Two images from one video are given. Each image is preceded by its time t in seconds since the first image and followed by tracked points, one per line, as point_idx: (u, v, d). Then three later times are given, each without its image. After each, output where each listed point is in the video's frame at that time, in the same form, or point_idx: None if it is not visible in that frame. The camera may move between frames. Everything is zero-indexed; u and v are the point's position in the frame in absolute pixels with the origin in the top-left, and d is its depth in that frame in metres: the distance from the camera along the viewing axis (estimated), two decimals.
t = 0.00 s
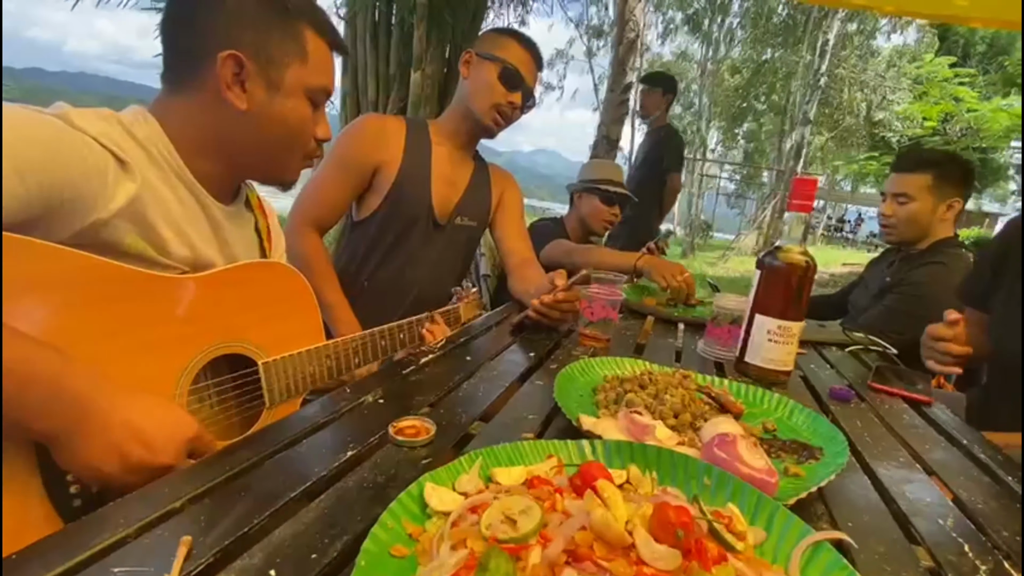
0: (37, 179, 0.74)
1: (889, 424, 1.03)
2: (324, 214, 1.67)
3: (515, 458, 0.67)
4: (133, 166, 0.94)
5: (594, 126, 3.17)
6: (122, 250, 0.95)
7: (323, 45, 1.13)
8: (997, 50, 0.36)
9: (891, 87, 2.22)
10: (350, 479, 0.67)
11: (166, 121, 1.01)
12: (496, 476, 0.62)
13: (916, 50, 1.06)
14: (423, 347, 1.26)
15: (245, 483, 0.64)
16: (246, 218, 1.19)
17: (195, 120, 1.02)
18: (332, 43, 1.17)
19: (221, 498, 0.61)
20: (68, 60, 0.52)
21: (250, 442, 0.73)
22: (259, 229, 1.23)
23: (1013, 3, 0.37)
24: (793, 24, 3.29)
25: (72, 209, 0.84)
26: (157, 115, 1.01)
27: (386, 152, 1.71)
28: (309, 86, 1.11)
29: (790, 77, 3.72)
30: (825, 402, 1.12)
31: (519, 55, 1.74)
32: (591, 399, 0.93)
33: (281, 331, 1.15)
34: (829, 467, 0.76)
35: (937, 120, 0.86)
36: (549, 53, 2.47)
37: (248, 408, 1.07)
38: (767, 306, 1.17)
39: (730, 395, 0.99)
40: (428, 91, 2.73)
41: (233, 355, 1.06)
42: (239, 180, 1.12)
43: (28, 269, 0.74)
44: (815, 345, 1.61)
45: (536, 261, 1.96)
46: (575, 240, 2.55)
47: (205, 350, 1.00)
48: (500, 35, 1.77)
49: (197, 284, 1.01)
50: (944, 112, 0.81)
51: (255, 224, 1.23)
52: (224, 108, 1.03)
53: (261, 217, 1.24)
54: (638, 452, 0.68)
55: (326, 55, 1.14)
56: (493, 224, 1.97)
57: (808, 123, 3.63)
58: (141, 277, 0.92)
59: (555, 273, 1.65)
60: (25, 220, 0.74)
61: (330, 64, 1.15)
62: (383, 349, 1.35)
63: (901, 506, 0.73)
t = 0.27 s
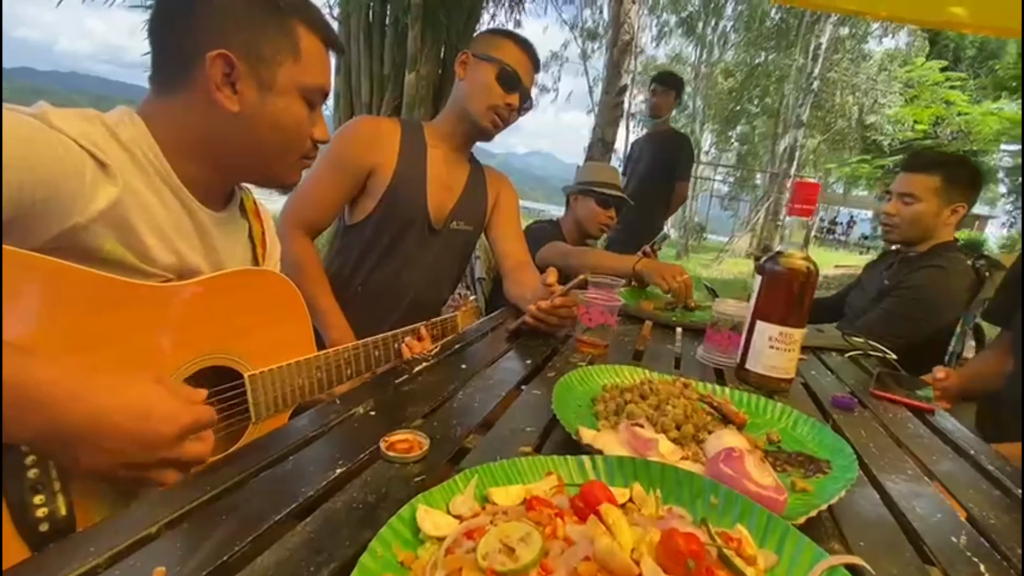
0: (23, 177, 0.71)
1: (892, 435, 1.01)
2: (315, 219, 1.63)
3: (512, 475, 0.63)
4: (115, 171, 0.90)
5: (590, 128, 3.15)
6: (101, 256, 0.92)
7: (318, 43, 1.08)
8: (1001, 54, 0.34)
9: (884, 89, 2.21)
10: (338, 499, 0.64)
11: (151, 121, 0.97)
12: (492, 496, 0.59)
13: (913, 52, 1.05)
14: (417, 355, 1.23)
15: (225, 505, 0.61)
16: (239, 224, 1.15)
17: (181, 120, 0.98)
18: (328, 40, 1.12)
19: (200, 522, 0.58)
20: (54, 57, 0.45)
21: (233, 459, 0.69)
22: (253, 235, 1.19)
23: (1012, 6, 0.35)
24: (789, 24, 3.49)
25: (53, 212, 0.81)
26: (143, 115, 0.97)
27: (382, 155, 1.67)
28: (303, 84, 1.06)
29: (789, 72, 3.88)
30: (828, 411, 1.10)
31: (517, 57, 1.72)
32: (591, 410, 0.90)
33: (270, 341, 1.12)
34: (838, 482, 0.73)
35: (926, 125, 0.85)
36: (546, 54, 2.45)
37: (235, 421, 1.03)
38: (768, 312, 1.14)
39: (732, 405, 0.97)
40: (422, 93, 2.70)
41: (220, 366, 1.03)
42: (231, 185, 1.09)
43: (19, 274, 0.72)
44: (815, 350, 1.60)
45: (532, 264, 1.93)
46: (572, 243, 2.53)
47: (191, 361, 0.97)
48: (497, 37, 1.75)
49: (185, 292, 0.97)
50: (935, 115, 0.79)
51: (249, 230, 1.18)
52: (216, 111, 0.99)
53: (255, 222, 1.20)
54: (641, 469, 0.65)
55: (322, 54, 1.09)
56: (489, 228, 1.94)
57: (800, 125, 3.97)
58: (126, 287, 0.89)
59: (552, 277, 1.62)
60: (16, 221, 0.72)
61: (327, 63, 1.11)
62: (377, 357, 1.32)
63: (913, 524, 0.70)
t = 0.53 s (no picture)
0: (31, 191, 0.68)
1: (891, 443, 0.99)
2: (308, 222, 1.60)
3: (506, 491, 0.61)
4: (106, 178, 0.87)
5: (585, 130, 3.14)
6: (88, 263, 0.89)
7: (300, 35, 1.02)
8: None
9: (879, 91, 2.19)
10: (324, 517, 0.62)
11: (139, 124, 0.94)
12: (484, 514, 0.57)
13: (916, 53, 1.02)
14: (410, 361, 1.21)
15: (208, 524, 0.59)
16: (231, 232, 1.13)
17: (167, 121, 0.94)
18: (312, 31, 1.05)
19: (181, 543, 0.56)
20: (50, 57, 0.39)
21: (219, 474, 0.67)
22: (244, 242, 1.17)
23: None
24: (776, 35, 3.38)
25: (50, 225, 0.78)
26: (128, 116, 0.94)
27: (376, 159, 1.65)
28: (291, 76, 1.02)
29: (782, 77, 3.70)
30: (825, 418, 1.09)
31: (513, 60, 1.70)
32: (586, 419, 0.89)
33: (263, 347, 1.09)
34: (840, 495, 0.72)
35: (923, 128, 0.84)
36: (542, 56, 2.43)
37: (227, 430, 1.01)
38: (765, 317, 1.13)
39: (730, 413, 0.95)
40: (418, 94, 2.68)
41: (213, 374, 1.00)
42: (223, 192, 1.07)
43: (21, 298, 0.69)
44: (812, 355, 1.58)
45: (527, 267, 1.91)
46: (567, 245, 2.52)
47: (183, 369, 0.95)
48: (494, 39, 1.73)
49: (175, 300, 0.95)
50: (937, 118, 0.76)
51: (240, 237, 1.17)
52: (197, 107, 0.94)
53: (248, 229, 1.19)
54: (638, 485, 0.63)
55: (309, 48, 1.04)
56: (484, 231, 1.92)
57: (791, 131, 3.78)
58: (114, 297, 0.87)
59: (546, 282, 1.61)
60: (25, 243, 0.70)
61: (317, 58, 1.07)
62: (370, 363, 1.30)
63: (919, 541, 0.68)
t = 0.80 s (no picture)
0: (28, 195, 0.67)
1: (886, 450, 0.99)
2: (303, 224, 1.59)
3: (499, 502, 0.61)
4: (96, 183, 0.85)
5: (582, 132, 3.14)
6: (76, 271, 0.87)
7: (286, 28, 0.99)
8: (1015, 74, 0.32)
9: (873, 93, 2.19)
10: (314, 529, 0.61)
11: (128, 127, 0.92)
12: (478, 525, 0.56)
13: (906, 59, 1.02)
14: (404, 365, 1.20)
15: (195, 537, 0.57)
16: (223, 235, 1.12)
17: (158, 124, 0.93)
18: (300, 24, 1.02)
19: (168, 558, 0.54)
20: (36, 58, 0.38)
21: (207, 484, 0.66)
22: (237, 246, 1.16)
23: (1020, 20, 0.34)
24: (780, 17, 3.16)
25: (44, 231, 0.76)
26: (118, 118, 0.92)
27: (370, 162, 1.64)
28: (277, 70, 1.00)
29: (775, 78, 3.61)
30: (821, 424, 1.09)
31: (511, 63, 1.69)
32: (582, 427, 0.88)
33: (256, 353, 1.09)
34: (835, 504, 0.71)
35: (913, 132, 0.84)
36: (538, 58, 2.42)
37: (218, 437, 1.00)
38: (761, 323, 1.13)
39: (725, 420, 0.95)
40: (413, 96, 2.67)
41: (204, 381, 0.99)
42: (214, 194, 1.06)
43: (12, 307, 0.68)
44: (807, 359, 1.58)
45: (523, 270, 1.90)
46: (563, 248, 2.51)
47: (173, 376, 0.94)
48: (491, 43, 1.72)
49: (165, 306, 0.94)
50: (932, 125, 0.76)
51: (232, 240, 1.16)
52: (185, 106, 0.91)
53: (240, 232, 1.18)
54: (633, 495, 0.62)
55: (294, 41, 1.01)
56: (479, 234, 1.91)
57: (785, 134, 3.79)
58: (103, 304, 0.86)
59: (542, 285, 1.57)
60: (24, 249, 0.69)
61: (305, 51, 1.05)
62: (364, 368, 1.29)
63: (914, 551, 0.68)
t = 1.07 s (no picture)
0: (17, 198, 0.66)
1: (881, 454, 0.99)
2: (298, 226, 1.58)
3: (494, 508, 0.60)
4: (79, 183, 0.84)
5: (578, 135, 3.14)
6: (63, 273, 0.86)
7: (265, 13, 0.97)
8: (1011, 76, 0.32)
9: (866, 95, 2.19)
10: (308, 536, 0.60)
11: (115, 128, 0.91)
12: (472, 533, 0.56)
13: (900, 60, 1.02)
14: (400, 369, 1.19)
15: (185, 546, 0.57)
16: (214, 235, 1.12)
17: (148, 125, 0.92)
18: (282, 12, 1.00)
19: (157, 567, 0.54)
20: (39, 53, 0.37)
21: (198, 490, 0.65)
22: (229, 246, 1.16)
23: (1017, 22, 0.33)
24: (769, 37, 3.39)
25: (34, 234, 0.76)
26: (106, 118, 0.91)
27: (367, 165, 1.63)
28: (257, 58, 0.97)
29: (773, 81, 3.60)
30: (818, 429, 1.09)
31: (507, 65, 1.69)
32: (580, 432, 0.87)
33: (247, 356, 1.08)
34: (832, 510, 0.71)
35: (907, 134, 0.84)
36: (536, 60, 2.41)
37: (209, 441, 1.00)
38: (758, 327, 1.12)
39: (722, 424, 0.94)
40: (410, 97, 2.65)
41: (194, 385, 0.99)
42: (204, 192, 1.05)
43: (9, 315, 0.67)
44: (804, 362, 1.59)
45: (519, 272, 1.90)
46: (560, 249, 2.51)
47: (163, 379, 0.93)
48: (489, 45, 1.71)
49: (155, 309, 0.92)
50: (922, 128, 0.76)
51: (224, 240, 1.15)
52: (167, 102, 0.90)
53: (233, 233, 1.17)
54: (629, 501, 0.62)
55: (275, 28, 0.99)
56: (476, 236, 1.91)
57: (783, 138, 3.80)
58: (94, 308, 0.84)
59: (539, 288, 1.55)
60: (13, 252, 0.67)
61: (285, 35, 1.01)
62: (360, 371, 1.28)
63: (910, 556, 0.67)
